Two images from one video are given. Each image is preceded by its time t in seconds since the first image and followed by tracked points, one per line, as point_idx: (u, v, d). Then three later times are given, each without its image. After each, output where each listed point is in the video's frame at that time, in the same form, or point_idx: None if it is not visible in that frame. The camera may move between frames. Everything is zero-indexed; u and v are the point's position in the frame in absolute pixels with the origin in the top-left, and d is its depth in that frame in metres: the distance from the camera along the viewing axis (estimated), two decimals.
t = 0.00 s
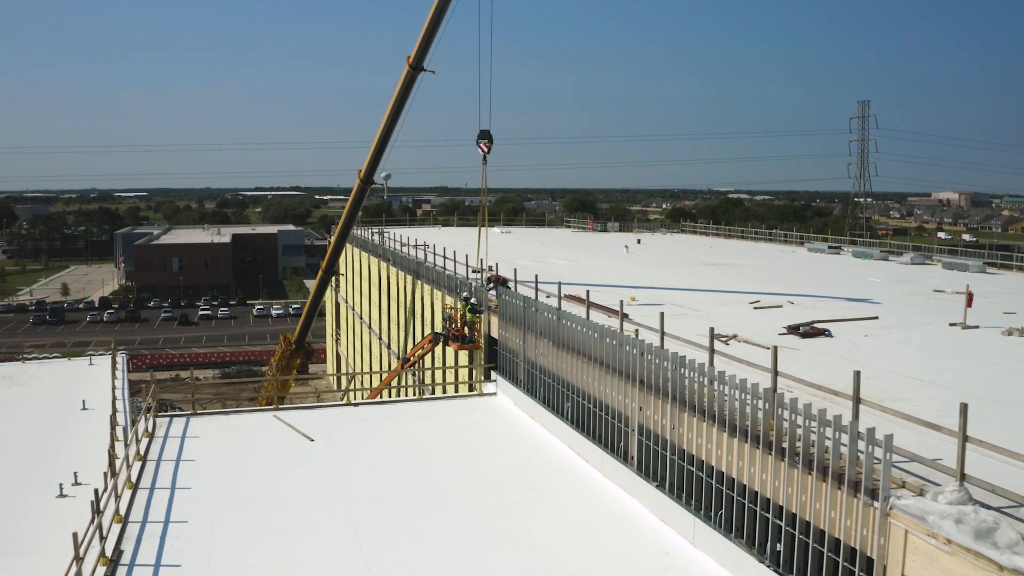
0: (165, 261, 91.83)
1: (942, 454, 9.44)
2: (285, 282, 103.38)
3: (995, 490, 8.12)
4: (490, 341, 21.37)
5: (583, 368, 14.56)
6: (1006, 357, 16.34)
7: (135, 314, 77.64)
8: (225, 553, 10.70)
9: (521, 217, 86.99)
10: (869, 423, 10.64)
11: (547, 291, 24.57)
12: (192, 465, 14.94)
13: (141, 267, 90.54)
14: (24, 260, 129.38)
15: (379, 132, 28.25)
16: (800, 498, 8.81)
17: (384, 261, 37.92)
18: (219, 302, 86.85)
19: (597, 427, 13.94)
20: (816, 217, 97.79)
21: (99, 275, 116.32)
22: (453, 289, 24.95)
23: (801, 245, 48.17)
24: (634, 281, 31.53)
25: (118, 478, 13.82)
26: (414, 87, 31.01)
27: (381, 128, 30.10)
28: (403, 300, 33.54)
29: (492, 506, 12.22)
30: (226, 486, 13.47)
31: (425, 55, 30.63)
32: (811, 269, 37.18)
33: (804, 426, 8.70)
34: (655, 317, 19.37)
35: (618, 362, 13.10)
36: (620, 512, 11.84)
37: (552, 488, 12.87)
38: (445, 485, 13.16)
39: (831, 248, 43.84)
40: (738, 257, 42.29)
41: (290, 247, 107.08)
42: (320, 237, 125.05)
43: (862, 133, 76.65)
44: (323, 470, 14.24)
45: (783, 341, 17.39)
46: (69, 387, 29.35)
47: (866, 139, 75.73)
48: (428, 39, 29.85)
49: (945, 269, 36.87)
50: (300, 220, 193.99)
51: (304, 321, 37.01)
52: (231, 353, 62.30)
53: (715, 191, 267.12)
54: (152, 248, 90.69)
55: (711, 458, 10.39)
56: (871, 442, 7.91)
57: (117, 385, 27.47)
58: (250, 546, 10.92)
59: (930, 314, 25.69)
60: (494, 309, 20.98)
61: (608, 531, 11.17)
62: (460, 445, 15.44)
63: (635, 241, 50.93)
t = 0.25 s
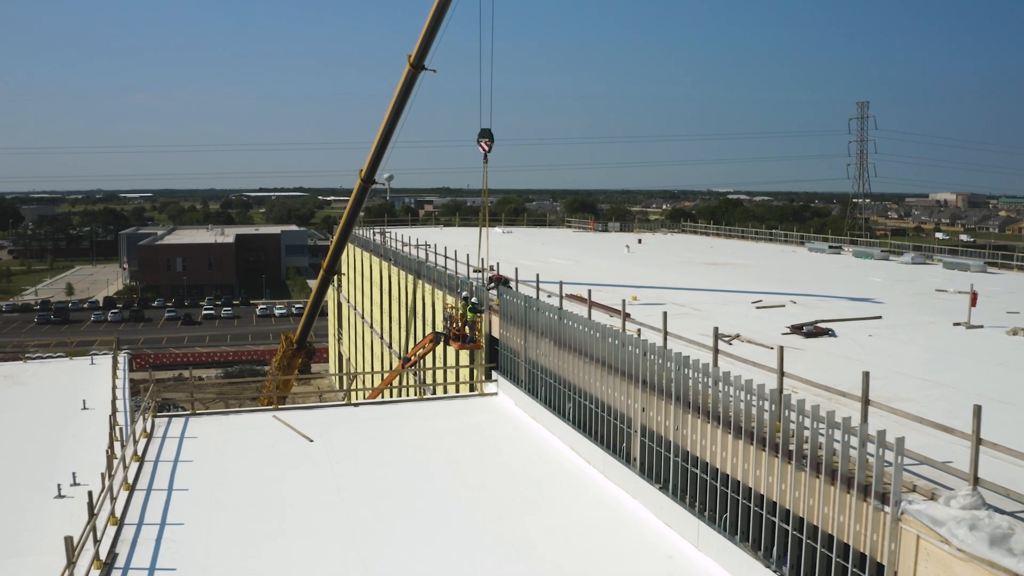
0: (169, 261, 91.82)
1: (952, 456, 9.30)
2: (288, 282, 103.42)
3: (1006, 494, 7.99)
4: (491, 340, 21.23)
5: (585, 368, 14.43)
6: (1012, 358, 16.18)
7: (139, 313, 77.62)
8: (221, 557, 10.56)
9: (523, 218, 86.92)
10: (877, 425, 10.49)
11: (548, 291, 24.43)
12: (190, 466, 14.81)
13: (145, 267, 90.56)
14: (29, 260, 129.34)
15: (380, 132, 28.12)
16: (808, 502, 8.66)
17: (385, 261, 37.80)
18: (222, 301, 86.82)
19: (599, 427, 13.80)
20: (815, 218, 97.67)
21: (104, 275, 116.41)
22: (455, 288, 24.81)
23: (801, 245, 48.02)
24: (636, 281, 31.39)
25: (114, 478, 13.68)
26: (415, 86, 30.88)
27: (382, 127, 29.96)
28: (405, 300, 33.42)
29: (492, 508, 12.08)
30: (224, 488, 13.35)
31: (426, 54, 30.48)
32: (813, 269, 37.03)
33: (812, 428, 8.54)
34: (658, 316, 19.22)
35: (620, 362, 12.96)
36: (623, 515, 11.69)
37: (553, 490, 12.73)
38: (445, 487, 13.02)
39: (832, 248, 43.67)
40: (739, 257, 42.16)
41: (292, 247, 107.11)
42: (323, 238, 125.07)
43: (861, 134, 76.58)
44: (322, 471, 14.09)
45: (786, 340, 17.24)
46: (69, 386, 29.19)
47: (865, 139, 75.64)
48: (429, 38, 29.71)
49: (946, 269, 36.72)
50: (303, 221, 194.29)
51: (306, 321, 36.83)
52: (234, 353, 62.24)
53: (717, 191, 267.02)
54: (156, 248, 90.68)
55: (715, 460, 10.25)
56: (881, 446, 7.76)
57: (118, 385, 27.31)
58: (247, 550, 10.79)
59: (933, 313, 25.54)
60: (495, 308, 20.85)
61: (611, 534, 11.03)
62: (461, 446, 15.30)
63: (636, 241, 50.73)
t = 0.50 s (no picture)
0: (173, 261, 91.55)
1: (965, 459, 9.14)
2: (291, 282, 103.43)
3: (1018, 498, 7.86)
4: (492, 340, 21.07)
5: (586, 368, 14.28)
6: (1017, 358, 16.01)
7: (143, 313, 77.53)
8: (217, 561, 10.41)
9: (524, 218, 86.78)
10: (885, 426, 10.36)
11: (549, 291, 24.27)
12: (188, 467, 14.67)
13: (149, 267, 90.33)
14: (35, 259, 129.39)
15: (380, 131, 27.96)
16: (816, 506, 8.51)
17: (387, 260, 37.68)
18: (226, 301, 86.74)
19: (601, 429, 13.65)
20: (814, 219, 97.49)
21: (109, 275, 116.36)
22: (455, 288, 24.67)
23: (801, 245, 47.86)
24: (637, 280, 31.24)
25: (110, 480, 13.52)
26: (415, 85, 30.71)
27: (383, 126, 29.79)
28: (406, 299, 33.27)
29: (494, 512, 11.91)
30: (221, 489, 13.20)
31: (427, 53, 30.30)
32: (813, 269, 36.89)
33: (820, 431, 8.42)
34: (660, 317, 19.07)
35: (622, 362, 12.80)
36: (626, 518, 11.54)
37: (556, 493, 12.58)
38: (445, 489, 12.87)
39: (833, 248, 43.49)
40: (740, 257, 42.03)
41: (295, 248, 107.12)
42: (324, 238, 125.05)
43: (859, 134, 76.49)
44: (321, 473, 13.95)
45: (789, 341, 17.08)
46: (71, 386, 29.02)
47: (863, 140, 75.54)
48: (429, 37, 29.53)
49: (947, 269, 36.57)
50: (307, 222, 194.52)
51: (307, 320, 36.59)
52: (237, 352, 62.14)
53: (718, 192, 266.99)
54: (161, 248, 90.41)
55: (720, 462, 10.10)
56: (893, 450, 7.63)
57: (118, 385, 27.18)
58: (243, 554, 10.61)
59: (936, 313, 25.40)
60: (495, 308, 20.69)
61: (614, 538, 10.86)
62: (461, 448, 15.15)
63: (638, 241, 50.55)
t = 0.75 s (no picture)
0: (177, 262, 91.46)
1: (975, 462, 9.02)
2: (294, 282, 103.34)
3: None
4: (493, 340, 20.93)
5: (588, 368, 14.14)
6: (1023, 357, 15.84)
7: (147, 313, 77.45)
8: (214, 564, 10.28)
9: (526, 219, 86.56)
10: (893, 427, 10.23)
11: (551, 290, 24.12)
12: (186, 468, 14.54)
13: (152, 267, 90.23)
14: (40, 259, 129.40)
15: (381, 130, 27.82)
16: (825, 510, 8.39)
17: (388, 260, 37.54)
18: (229, 301, 86.65)
19: (603, 429, 13.52)
20: (814, 219, 97.17)
21: (113, 275, 116.35)
22: (457, 287, 24.53)
23: (801, 245, 47.62)
24: (639, 280, 31.08)
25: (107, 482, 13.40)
26: (417, 84, 30.57)
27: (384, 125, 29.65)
28: (407, 299, 33.14)
29: (495, 514, 11.79)
30: (220, 491, 13.08)
31: (428, 52, 30.14)
32: (816, 269, 36.70)
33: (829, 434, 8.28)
34: (663, 316, 18.92)
35: (625, 362, 12.66)
36: (628, 520, 11.41)
37: (557, 494, 12.46)
38: (445, 490, 12.75)
39: (834, 248, 43.30)
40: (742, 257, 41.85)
41: (298, 248, 107.08)
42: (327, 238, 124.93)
43: (858, 135, 76.32)
44: (320, 474, 13.81)
45: (793, 340, 16.93)
46: (72, 385, 28.92)
47: (862, 141, 75.30)
48: (430, 35, 29.39)
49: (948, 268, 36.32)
50: (310, 223, 194.60)
51: (309, 320, 36.44)
52: (240, 352, 62.03)
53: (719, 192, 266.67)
54: (164, 248, 90.32)
55: (725, 464, 9.97)
56: (905, 453, 7.50)
57: (119, 384, 27.03)
58: (240, 556, 10.49)
59: (939, 313, 25.22)
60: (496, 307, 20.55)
61: (617, 540, 10.73)
62: (461, 448, 15.03)
63: (638, 241, 50.32)
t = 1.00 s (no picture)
0: (181, 262, 91.31)
1: (985, 464, 8.89)
2: (297, 282, 103.27)
3: None
4: (494, 340, 20.79)
5: (590, 368, 14.00)
6: None
7: (151, 312, 77.36)
8: (210, 566, 10.17)
9: (529, 219, 86.38)
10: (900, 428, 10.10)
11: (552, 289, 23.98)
12: (185, 469, 14.42)
13: (157, 267, 90.10)
14: (45, 259, 129.37)
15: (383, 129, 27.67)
16: (833, 514, 8.26)
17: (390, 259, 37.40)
18: (233, 301, 86.58)
19: (605, 430, 13.38)
20: (813, 220, 96.84)
21: (119, 275, 116.35)
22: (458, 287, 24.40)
23: (802, 245, 47.38)
24: (640, 280, 30.93)
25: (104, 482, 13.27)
26: (418, 83, 30.43)
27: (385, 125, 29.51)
28: (409, 298, 33.01)
29: (494, 515, 11.67)
30: (218, 492, 12.96)
31: (429, 50, 29.99)
32: (818, 268, 36.53)
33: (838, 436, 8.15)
34: (665, 316, 18.77)
35: (627, 362, 12.52)
36: (630, 522, 11.29)
37: (558, 495, 12.34)
38: (446, 492, 12.63)
39: (834, 248, 43.13)
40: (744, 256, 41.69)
41: (302, 248, 107.02)
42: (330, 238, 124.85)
43: (857, 135, 76.17)
44: (319, 476, 13.66)
45: (796, 340, 16.77)
46: (74, 384, 28.82)
47: (862, 141, 75.07)
48: (432, 34, 29.26)
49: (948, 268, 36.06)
50: (314, 223, 194.72)
51: (310, 319, 36.30)
52: (244, 351, 61.93)
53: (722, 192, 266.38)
54: (169, 248, 90.15)
55: (729, 466, 9.84)
56: (918, 457, 7.36)
57: (120, 383, 26.87)
58: (237, 559, 10.38)
59: (943, 313, 25.05)
60: (497, 307, 20.40)
61: (618, 542, 10.61)
62: (462, 449, 14.90)
63: (640, 241, 50.18)
